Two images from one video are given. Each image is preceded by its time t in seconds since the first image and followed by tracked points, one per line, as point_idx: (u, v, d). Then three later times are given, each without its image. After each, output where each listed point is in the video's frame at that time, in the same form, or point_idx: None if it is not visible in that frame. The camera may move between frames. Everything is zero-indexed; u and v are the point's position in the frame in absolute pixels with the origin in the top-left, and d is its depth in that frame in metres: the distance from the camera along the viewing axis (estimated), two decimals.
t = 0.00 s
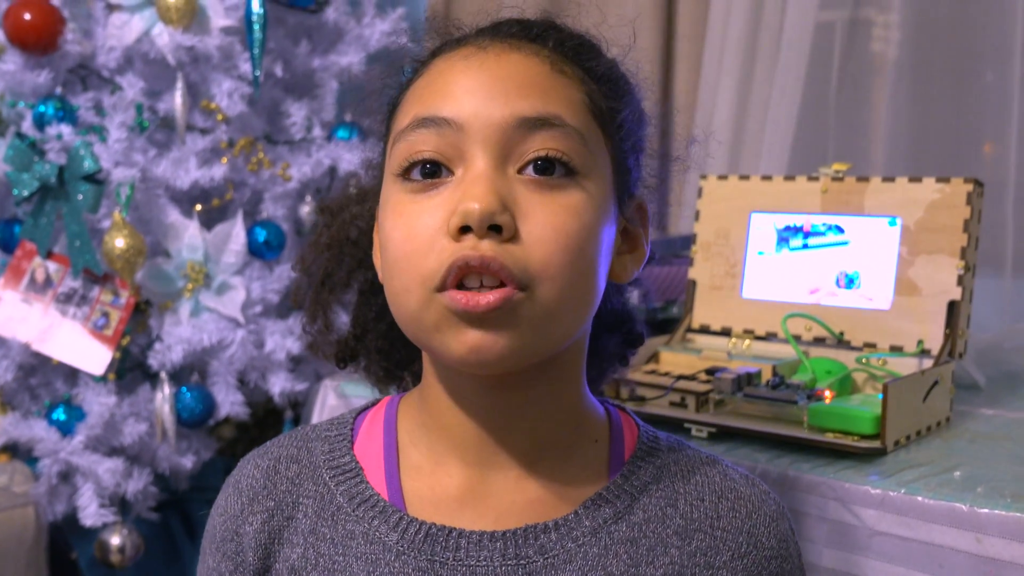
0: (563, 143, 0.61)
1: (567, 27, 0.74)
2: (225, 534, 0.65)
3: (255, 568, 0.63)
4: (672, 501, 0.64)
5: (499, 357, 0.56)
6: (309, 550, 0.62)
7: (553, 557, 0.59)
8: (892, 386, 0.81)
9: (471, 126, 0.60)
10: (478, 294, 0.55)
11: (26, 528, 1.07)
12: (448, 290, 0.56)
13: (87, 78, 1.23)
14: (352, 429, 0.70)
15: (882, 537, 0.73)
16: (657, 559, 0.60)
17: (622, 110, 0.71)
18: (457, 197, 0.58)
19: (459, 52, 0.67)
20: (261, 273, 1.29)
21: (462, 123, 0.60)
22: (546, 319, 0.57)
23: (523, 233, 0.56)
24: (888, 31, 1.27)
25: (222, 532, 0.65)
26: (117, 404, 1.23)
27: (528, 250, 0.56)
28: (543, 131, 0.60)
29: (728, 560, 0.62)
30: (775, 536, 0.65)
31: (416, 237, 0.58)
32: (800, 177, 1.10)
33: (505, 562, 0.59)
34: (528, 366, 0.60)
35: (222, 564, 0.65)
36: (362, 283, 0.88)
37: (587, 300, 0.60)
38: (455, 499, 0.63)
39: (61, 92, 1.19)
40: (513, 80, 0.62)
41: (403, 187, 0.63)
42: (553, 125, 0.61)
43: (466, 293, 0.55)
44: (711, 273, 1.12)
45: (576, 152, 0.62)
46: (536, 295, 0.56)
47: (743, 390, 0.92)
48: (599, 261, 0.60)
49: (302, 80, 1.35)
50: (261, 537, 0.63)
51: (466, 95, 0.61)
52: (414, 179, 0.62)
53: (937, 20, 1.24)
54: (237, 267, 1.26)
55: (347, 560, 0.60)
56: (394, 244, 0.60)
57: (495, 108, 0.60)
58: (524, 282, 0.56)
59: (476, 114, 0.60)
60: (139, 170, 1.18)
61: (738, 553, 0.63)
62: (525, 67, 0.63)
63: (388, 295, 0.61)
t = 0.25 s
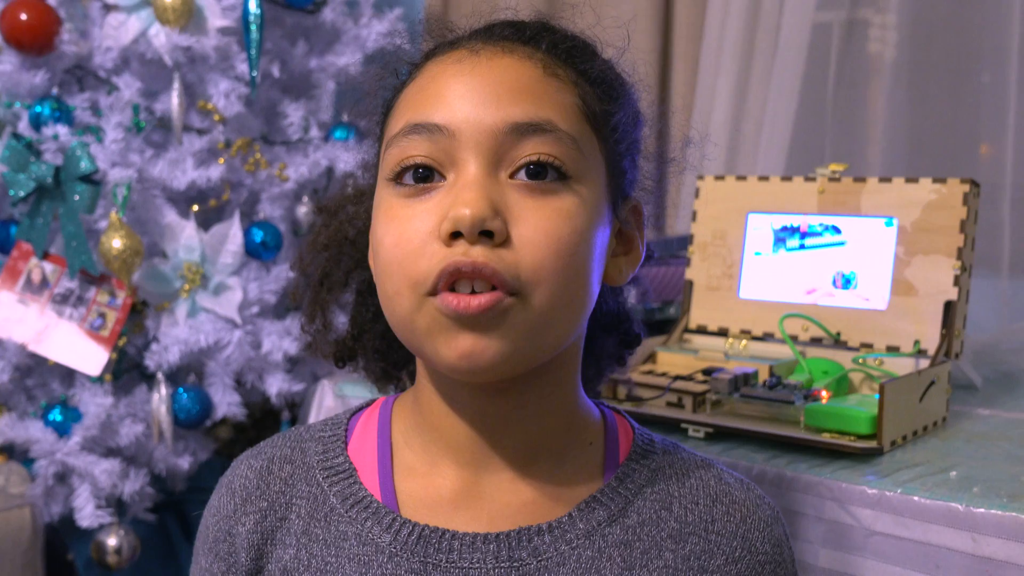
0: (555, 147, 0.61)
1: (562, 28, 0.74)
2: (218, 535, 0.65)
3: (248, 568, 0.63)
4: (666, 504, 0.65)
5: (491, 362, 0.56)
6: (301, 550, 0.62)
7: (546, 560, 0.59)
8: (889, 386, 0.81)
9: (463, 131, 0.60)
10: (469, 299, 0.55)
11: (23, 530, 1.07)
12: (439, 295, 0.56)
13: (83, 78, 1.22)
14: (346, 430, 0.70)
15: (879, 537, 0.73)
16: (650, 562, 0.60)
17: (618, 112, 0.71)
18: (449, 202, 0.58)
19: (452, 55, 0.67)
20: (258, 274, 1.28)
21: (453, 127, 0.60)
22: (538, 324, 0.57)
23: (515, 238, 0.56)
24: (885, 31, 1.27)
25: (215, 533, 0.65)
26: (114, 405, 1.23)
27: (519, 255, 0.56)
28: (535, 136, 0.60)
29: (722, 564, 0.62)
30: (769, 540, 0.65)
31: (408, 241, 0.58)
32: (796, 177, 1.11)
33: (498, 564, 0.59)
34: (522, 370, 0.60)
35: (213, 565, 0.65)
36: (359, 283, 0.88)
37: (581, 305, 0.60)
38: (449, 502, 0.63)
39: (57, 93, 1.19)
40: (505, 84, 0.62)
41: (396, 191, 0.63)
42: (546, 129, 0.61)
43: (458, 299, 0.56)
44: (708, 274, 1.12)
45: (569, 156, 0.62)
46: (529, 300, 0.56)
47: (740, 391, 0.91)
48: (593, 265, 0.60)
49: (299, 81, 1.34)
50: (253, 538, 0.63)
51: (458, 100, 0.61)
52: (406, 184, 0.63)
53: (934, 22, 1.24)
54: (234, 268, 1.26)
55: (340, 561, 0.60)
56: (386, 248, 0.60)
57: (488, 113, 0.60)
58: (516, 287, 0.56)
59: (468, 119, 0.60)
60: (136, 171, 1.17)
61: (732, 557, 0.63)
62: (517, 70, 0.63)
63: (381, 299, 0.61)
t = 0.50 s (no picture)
0: (550, 148, 0.61)
1: (559, 28, 0.74)
2: (204, 534, 0.65)
3: (234, 568, 0.63)
4: (657, 510, 0.65)
5: (484, 364, 0.56)
6: (288, 551, 0.62)
7: (535, 564, 0.59)
8: (886, 386, 0.81)
9: (457, 132, 0.60)
10: (462, 299, 0.55)
11: (20, 530, 1.07)
12: (431, 296, 0.56)
13: (80, 78, 1.22)
14: (336, 430, 0.70)
15: (876, 538, 0.73)
16: (640, 569, 0.60)
17: (614, 113, 0.71)
18: (442, 203, 0.58)
19: (447, 55, 0.67)
20: (255, 274, 1.28)
21: (447, 128, 0.60)
22: (531, 326, 0.57)
23: (508, 239, 0.56)
24: (882, 31, 1.27)
25: (201, 532, 0.65)
26: (111, 406, 1.23)
27: (512, 256, 0.56)
28: (530, 136, 0.60)
29: (712, 571, 0.62)
30: (760, 548, 0.65)
31: (400, 241, 0.58)
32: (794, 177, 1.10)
33: (486, 568, 0.59)
34: (513, 372, 0.60)
35: (200, 564, 0.64)
36: (355, 284, 0.87)
37: (575, 307, 0.60)
38: (439, 504, 0.63)
39: (54, 93, 1.19)
40: (500, 84, 0.62)
41: (389, 191, 0.63)
42: (541, 130, 0.61)
43: (450, 300, 0.55)
44: (706, 274, 1.12)
45: (563, 157, 0.61)
46: (522, 301, 0.56)
47: (738, 391, 0.91)
48: (587, 268, 0.60)
49: (296, 81, 1.34)
50: (240, 537, 0.63)
51: (453, 100, 0.61)
52: (399, 184, 0.63)
53: (931, 22, 1.24)
54: (231, 268, 1.26)
55: (327, 562, 0.60)
56: (378, 248, 0.60)
57: (482, 113, 0.60)
58: (510, 289, 0.56)
59: (462, 119, 0.60)
60: (133, 171, 1.18)
61: (723, 564, 0.63)
62: (513, 70, 0.63)
63: (373, 299, 0.61)
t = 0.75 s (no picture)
0: (540, 147, 0.61)
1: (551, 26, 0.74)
2: (185, 536, 0.65)
3: (216, 571, 0.63)
4: (644, 514, 0.65)
5: (472, 363, 0.56)
6: (271, 555, 0.62)
7: (522, 568, 0.60)
8: (884, 386, 0.81)
9: (447, 129, 0.60)
10: (449, 296, 0.55)
11: (19, 530, 1.07)
12: (419, 293, 0.56)
13: (79, 79, 1.22)
14: (320, 431, 0.70)
15: (875, 537, 0.73)
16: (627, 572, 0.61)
17: (605, 113, 0.71)
18: (431, 201, 0.58)
19: (438, 52, 0.67)
20: (254, 274, 1.28)
21: (437, 125, 0.60)
22: (520, 325, 0.57)
23: (497, 239, 0.56)
24: (881, 32, 1.27)
25: (183, 534, 0.65)
26: (109, 406, 1.23)
27: (502, 256, 0.56)
28: (521, 136, 0.61)
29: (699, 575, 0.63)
30: (746, 551, 0.66)
31: (387, 240, 0.59)
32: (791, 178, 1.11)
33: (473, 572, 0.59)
34: (499, 372, 0.60)
35: (181, 567, 0.65)
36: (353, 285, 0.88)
37: (565, 308, 0.60)
38: (424, 507, 0.63)
39: (53, 93, 1.19)
40: (490, 82, 0.62)
41: (376, 189, 0.63)
42: (531, 129, 0.61)
43: (437, 298, 0.55)
44: (704, 275, 1.13)
45: (553, 157, 0.62)
46: (511, 301, 0.56)
47: (736, 391, 0.91)
48: (577, 268, 0.60)
49: (295, 82, 1.34)
50: (222, 540, 0.63)
51: (442, 98, 0.61)
52: (387, 181, 0.63)
53: (929, 22, 1.24)
54: (230, 269, 1.26)
55: (310, 566, 0.60)
56: (365, 245, 0.60)
57: (472, 112, 0.60)
58: (499, 288, 0.56)
59: (452, 116, 0.60)
60: (131, 172, 1.18)
61: (709, 567, 0.64)
62: (503, 68, 0.63)
63: (359, 297, 0.61)
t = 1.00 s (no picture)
0: (526, 148, 0.61)
1: (536, 23, 0.74)
2: (167, 542, 0.64)
3: None
4: (631, 515, 0.66)
5: (460, 366, 0.56)
6: (257, 559, 0.61)
7: (512, 570, 0.60)
8: (883, 386, 0.81)
9: (432, 131, 0.60)
10: (436, 300, 0.55)
11: (17, 530, 1.07)
12: (405, 297, 0.56)
13: (77, 79, 1.22)
14: (304, 433, 0.70)
15: (874, 537, 0.73)
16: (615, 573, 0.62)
17: (592, 111, 0.71)
18: (417, 204, 0.58)
19: (422, 50, 0.67)
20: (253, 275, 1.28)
21: (422, 126, 0.60)
22: (508, 328, 0.57)
23: (484, 241, 0.57)
24: (879, 32, 1.27)
25: (164, 540, 0.65)
26: (108, 406, 1.23)
27: (489, 259, 0.56)
28: (507, 137, 0.61)
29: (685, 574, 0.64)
30: (731, 550, 0.67)
31: (373, 242, 0.58)
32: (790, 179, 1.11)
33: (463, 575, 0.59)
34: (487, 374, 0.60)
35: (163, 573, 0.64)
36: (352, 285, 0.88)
37: (552, 309, 0.60)
38: (413, 510, 0.63)
39: (51, 94, 1.19)
40: (477, 82, 0.62)
41: (361, 190, 0.63)
42: (517, 130, 0.61)
43: (424, 302, 0.55)
44: (703, 275, 1.13)
45: (539, 158, 0.62)
46: (499, 304, 0.56)
47: (734, 391, 0.91)
48: (564, 269, 0.61)
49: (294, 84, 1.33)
50: (205, 546, 0.63)
51: (427, 99, 0.61)
52: (372, 182, 0.63)
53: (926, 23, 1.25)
54: (229, 269, 1.25)
55: (298, 570, 0.60)
56: (350, 247, 0.60)
57: (458, 113, 0.60)
58: (486, 291, 0.56)
59: (437, 118, 0.60)
60: (130, 172, 1.18)
61: (696, 566, 0.64)
62: (489, 68, 0.63)
63: (344, 299, 0.61)
